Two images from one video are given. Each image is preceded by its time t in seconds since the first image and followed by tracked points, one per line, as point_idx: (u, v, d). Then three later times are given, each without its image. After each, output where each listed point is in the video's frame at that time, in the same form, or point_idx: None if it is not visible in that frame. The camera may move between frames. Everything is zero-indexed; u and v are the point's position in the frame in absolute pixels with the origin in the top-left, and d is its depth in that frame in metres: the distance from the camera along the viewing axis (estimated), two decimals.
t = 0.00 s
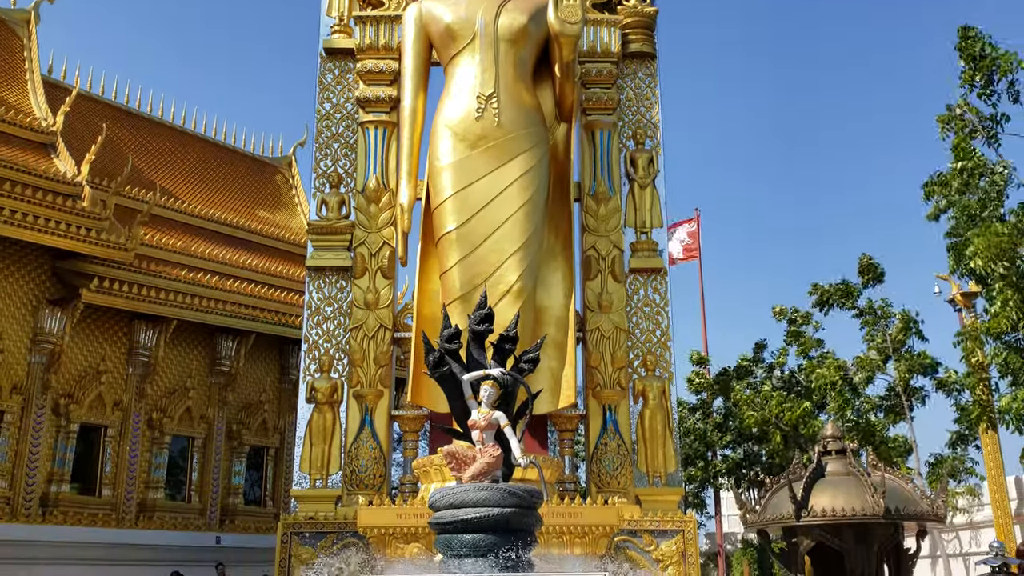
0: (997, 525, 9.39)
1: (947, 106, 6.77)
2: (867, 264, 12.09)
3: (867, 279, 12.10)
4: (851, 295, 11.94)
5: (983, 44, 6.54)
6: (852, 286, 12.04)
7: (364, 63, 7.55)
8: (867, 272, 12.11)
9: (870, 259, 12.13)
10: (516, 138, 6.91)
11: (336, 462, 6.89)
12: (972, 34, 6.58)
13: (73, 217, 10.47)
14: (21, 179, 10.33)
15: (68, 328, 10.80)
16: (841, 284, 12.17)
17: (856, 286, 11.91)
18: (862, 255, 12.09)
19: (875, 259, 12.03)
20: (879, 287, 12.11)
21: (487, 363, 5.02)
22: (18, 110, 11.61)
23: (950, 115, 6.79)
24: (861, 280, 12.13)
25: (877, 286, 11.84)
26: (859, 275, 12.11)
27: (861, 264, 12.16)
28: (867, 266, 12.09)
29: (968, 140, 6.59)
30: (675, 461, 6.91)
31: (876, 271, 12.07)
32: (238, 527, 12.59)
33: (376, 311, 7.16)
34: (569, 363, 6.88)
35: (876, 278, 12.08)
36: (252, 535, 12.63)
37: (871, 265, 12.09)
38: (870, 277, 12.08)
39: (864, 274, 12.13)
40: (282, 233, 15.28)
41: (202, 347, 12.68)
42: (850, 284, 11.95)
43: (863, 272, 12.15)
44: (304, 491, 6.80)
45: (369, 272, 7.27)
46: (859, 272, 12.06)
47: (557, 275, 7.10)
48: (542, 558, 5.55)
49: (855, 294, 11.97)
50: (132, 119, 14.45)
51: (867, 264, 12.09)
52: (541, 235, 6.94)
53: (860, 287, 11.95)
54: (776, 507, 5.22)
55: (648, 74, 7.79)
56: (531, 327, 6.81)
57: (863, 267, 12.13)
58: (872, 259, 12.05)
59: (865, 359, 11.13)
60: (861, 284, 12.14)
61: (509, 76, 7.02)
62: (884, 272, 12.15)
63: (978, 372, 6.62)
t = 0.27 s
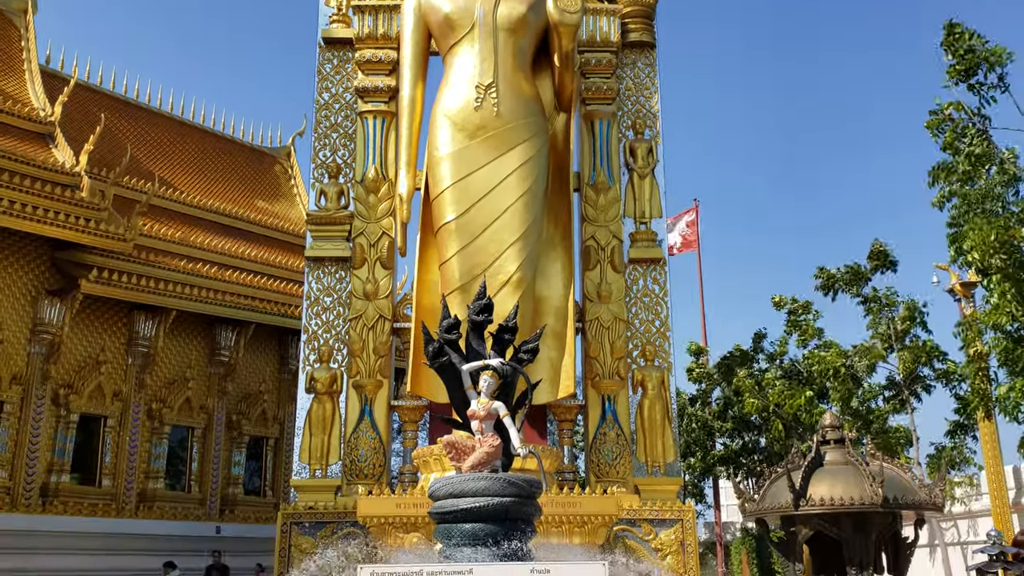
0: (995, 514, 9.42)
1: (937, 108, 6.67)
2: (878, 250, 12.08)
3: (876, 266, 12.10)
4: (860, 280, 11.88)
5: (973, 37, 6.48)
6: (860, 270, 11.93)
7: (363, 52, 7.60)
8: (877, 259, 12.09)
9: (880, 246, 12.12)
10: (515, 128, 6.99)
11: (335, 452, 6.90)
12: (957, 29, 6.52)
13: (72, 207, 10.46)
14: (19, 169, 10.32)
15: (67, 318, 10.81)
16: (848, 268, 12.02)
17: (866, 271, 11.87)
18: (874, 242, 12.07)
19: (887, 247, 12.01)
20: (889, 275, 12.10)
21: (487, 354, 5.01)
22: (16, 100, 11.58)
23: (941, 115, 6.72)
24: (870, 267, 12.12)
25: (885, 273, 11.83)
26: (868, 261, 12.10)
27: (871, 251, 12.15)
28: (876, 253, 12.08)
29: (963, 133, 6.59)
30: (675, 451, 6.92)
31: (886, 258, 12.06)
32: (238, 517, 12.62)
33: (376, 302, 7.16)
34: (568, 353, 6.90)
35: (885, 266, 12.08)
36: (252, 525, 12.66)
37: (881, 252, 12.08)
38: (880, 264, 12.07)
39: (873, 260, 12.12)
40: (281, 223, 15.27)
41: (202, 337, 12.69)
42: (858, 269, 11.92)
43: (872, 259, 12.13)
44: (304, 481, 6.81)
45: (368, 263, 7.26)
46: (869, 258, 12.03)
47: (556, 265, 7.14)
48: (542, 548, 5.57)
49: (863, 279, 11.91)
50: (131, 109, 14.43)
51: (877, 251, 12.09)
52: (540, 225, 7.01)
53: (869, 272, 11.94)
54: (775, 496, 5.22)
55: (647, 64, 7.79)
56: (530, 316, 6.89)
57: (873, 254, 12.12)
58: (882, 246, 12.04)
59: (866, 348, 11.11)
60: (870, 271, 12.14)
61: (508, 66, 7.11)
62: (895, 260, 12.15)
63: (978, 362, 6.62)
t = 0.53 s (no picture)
0: (993, 508, 9.45)
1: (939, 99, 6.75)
2: (886, 244, 12.08)
3: (883, 260, 12.10)
4: (866, 270, 11.87)
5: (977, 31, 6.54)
6: (867, 261, 11.92)
7: (361, 46, 7.61)
8: (884, 253, 12.09)
9: (888, 239, 12.12)
10: (514, 123, 6.99)
11: (335, 446, 6.92)
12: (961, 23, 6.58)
13: (71, 201, 10.44)
14: (18, 163, 10.31)
15: (66, 312, 10.80)
16: (854, 258, 12.02)
17: (873, 262, 11.86)
18: (883, 235, 12.06)
19: (895, 241, 12.01)
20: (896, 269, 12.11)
21: (486, 348, 5.01)
22: (14, 93, 11.56)
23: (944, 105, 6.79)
24: (877, 260, 12.12)
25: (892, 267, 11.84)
26: (875, 254, 12.10)
27: (879, 244, 12.15)
28: (885, 247, 12.08)
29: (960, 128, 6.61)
30: (674, 445, 6.94)
31: (895, 252, 12.06)
32: (238, 511, 12.65)
33: (375, 296, 7.16)
34: (567, 347, 6.91)
35: (892, 260, 12.07)
36: (252, 518, 12.67)
37: (889, 246, 12.08)
38: (887, 258, 12.07)
39: (881, 253, 12.13)
40: (280, 217, 15.26)
41: (201, 331, 12.68)
42: (865, 261, 11.92)
43: (880, 252, 12.14)
44: (303, 474, 6.83)
45: (367, 257, 7.26)
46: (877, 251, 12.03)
47: (555, 260, 7.15)
48: (541, 541, 5.58)
49: (869, 270, 11.90)
50: (129, 103, 14.41)
51: (885, 245, 12.09)
52: (539, 220, 7.01)
53: (876, 264, 11.93)
54: (774, 489, 5.22)
55: (646, 57, 7.79)
56: (530, 311, 6.89)
57: (881, 248, 12.12)
58: (890, 240, 12.05)
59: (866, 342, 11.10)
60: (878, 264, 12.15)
61: (507, 60, 7.11)
62: (903, 255, 12.13)
63: (976, 357, 6.63)
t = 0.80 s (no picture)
0: (992, 501, 9.48)
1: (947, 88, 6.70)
2: (885, 239, 12.07)
3: (882, 254, 12.09)
4: (867, 266, 11.86)
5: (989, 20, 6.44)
6: (868, 257, 11.91)
7: (361, 40, 7.59)
8: (884, 248, 12.08)
9: (888, 234, 12.11)
10: (513, 116, 6.99)
11: (335, 440, 6.92)
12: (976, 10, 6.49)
13: (69, 195, 10.43)
14: (17, 157, 10.29)
15: (66, 307, 10.80)
16: (856, 254, 12.01)
17: (873, 258, 11.85)
18: (883, 230, 12.05)
19: (895, 236, 12.02)
20: (896, 264, 12.11)
21: (486, 342, 5.00)
22: (13, 87, 11.53)
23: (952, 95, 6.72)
24: (876, 255, 12.12)
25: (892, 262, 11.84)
26: (875, 249, 12.10)
27: (879, 239, 12.14)
28: (884, 242, 12.07)
29: (965, 119, 6.55)
30: (673, 439, 6.95)
31: (895, 247, 12.06)
32: (238, 505, 12.66)
33: (374, 290, 7.16)
34: (567, 341, 6.91)
35: (892, 255, 12.06)
36: (252, 512, 12.68)
37: (889, 241, 12.07)
38: (886, 252, 12.07)
39: (881, 248, 12.12)
40: (280, 211, 15.24)
41: (201, 326, 12.68)
42: (866, 256, 11.91)
43: (880, 247, 12.13)
44: (304, 468, 6.83)
45: (367, 251, 7.26)
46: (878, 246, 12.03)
47: (555, 254, 7.15)
48: (541, 535, 5.59)
49: (869, 265, 11.89)
50: (129, 97, 14.38)
51: (885, 240, 12.08)
52: (539, 214, 7.01)
53: (876, 260, 11.91)
54: (773, 483, 5.23)
55: (646, 51, 7.78)
56: (530, 304, 6.89)
57: (881, 243, 12.11)
58: (890, 235, 12.04)
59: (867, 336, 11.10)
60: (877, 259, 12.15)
61: (507, 53, 7.11)
62: (904, 251, 12.13)
63: (975, 352, 6.64)
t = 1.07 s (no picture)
0: (991, 496, 9.50)
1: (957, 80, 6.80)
2: (880, 235, 12.07)
3: (878, 250, 12.08)
4: (863, 262, 11.84)
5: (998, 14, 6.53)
6: (863, 254, 11.90)
7: (361, 35, 7.58)
8: (879, 244, 12.08)
9: (883, 230, 12.10)
10: (513, 111, 6.98)
11: (335, 435, 6.93)
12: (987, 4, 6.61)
13: (70, 190, 10.43)
14: (17, 152, 10.28)
15: (66, 302, 10.81)
16: (852, 250, 12.01)
17: (868, 255, 11.84)
18: (879, 226, 12.04)
19: (891, 233, 12.00)
20: (892, 260, 12.10)
21: (486, 337, 5.00)
22: (12, 82, 11.51)
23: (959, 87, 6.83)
24: (872, 251, 12.11)
25: (888, 258, 11.83)
26: (870, 245, 12.10)
27: (875, 235, 12.13)
28: (879, 237, 12.07)
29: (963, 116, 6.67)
30: (673, 434, 6.95)
31: (891, 243, 12.05)
32: (238, 500, 12.67)
33: (374, 285, 7.17)
34: (567, 336, 6.92)
35: (888, 251, 12.05)
36: (252, 507, 12.69)
37: (884, 236, 12.07)
38: (882, 248, 12.06)
39: (876, 244, 12.12)
40: (279, 206, 15.23)
41: (201, 321, 12.68)
42: (862, 253, 11.89)
43: (876, 243, 12.12)
44: (304, 463, 6.84)
45: (367, 246, 7.26)
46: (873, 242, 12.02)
47: (555, 249, 7.15)
48: (540, 529, 5.60)
49: (866, 262, 11.88)
50: (128, 91, 14.36)
51: (880, 236, 12.07)
52: (539, 209, 7.01)
53: (872, 257, 11.89)
54: (773, 477, 5.23)
55: (647, 46, 7.77)
56: (530, 299, 6.89)
57: (876, 239, 12.11)
58: (886, 232, 12.02)
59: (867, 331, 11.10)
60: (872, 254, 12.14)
61: (507, 48, 7.10)
62: (899, 247, 12.11)
63: (972, 348, 6.64)
